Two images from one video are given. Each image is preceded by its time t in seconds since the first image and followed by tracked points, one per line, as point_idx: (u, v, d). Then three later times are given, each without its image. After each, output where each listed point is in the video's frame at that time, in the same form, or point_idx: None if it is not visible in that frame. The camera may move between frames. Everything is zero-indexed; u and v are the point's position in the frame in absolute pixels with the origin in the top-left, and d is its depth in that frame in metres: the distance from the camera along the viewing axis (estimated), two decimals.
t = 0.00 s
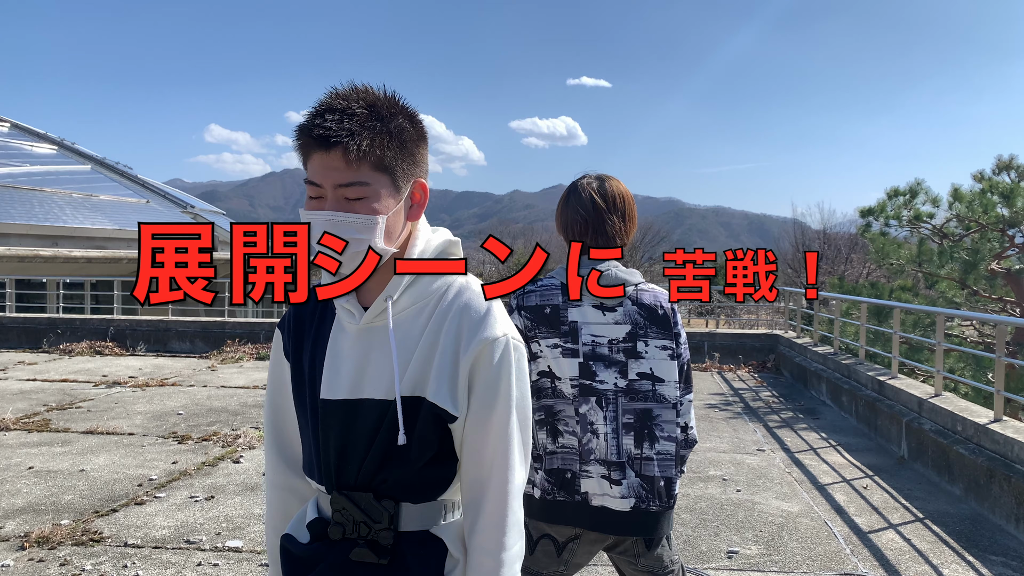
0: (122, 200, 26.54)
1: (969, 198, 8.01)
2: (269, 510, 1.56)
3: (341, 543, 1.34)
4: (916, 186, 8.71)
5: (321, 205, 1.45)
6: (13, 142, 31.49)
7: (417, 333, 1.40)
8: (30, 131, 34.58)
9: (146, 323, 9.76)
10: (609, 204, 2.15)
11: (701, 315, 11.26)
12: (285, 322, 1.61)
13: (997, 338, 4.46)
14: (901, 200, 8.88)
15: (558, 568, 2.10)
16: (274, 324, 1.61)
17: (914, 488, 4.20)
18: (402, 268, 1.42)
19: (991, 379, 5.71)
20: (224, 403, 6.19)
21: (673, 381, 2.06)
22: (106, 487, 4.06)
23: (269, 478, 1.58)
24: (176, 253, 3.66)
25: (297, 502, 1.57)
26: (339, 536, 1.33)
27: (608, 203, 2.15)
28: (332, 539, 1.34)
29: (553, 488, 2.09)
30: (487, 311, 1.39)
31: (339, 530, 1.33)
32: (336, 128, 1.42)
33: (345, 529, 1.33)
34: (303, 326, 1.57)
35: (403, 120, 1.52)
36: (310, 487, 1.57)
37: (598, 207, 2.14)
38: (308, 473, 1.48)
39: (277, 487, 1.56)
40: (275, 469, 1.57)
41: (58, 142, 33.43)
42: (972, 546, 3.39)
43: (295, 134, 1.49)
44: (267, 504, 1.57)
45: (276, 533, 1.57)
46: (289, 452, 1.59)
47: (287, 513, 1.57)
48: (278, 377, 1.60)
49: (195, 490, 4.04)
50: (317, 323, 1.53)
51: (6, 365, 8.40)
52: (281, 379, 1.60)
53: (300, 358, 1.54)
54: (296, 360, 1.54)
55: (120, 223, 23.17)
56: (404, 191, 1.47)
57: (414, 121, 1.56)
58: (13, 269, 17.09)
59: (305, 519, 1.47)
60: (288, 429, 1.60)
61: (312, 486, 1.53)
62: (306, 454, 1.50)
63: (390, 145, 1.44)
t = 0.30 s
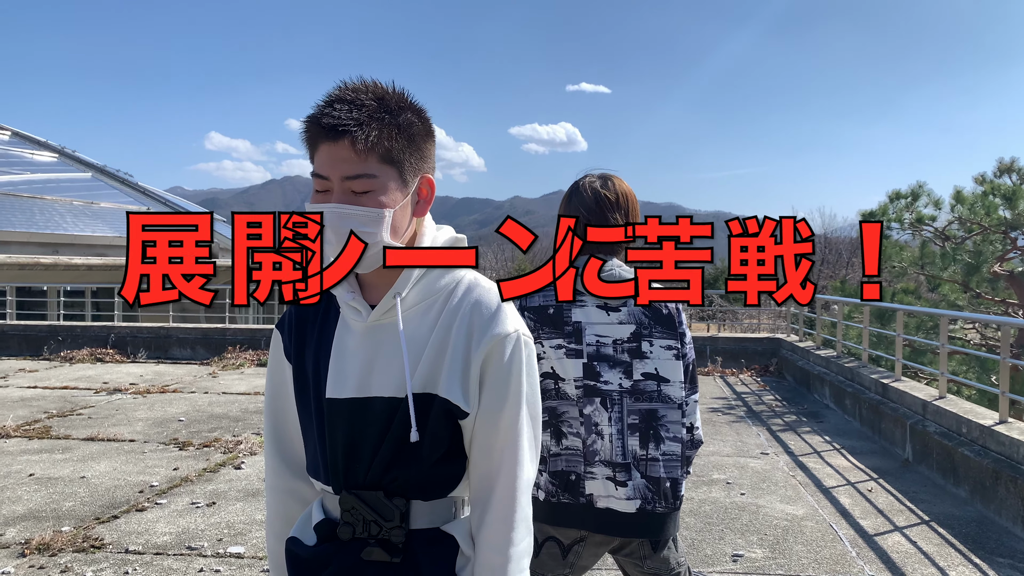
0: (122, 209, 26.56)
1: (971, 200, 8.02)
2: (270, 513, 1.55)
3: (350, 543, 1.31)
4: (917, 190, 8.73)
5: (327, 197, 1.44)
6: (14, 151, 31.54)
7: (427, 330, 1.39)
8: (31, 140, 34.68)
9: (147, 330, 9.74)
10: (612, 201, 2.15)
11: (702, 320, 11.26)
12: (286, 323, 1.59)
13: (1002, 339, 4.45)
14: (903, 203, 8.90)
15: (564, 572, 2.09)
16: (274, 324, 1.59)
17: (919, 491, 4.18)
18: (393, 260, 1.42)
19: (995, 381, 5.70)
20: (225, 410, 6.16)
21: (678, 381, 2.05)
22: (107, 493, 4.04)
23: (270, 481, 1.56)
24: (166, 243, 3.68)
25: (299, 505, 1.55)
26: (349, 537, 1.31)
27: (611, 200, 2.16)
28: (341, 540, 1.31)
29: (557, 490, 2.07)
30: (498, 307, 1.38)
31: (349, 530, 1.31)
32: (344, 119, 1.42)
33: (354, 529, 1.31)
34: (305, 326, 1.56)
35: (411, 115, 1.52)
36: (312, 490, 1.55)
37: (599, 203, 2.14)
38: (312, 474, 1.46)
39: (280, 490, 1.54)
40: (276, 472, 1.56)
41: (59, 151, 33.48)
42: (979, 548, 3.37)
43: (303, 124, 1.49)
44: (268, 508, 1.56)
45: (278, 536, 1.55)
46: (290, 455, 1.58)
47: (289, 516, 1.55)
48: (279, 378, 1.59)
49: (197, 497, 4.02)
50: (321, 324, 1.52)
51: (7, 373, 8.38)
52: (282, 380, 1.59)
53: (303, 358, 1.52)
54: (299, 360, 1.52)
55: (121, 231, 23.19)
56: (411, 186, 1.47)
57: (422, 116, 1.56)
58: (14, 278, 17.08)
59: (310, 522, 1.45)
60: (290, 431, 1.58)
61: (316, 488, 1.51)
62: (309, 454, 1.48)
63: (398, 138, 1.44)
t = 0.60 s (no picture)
0: (110, 210, 26.37)
1: (958, 207, 8.10)
2: (261, 516, 1.53)
3: (345, 545, 1.31)
4: (905, 196, 8.81)
5: (319, 196, 1.44)
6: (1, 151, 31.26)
7: (423, 334, 1.39)
8: (18, 140, 34.37)
9: (134, 332, 9.66)
10: (604, 205, 2.15)
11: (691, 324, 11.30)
12: (275, 325, 1.57)
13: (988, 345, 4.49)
14: (890, 210, 8.97)
15: None
16: (264, 326, 1.57)
17: (906, 496, 4.20)
18: (402, 269, 1.43)
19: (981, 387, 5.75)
20: (212, 413, 6.12)
21: (669, 385, 2.05)
22: (92, 497, 3.99)
23: (260, 483, 1.54)
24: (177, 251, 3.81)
25: (289, 507, 1.55)
26: (344, 538, 1.31)
27: (602, 204, 2.16)
28: (336, 541, 1.31)
29: (546, 495, 2.07)
30: (494, 312, 1.38)
31: (344, 532, 1.30)
32: (339, 118, 1.42)
33: (349, 531, 1.30)
34: (296, 328, 1.54)
35: (406, 117, 1.52)
36: (303, 492, 1.55)
37: (591, 209, 2.14)
38: (305, 476, 1.45)
39: (270, 492, 1.53)
40: (265, 474, 1.54)
41: (47, 151, 33.21)
42: (965, 553, 3.39)
43: (296, 124, 1.49)
44: (257, 510, 1.54)
45: (269, 538, 1.54)
46: (279, 456, 1.56)
47: (279, 518, 1.54)
48: (268, 380, 1.56)
49: (183, 500, 3.99)
50: (313, 328, 1.51)
51: None
52: (271, 382, 1.57)
53: (295, 361, 1.51)
54: (290, 363, 1.50)
55: (109, 232, 23.01)
56: (404, 188, 1.47)
57: (417, 118, 1.56)
58: None
59: (303, 523, 1.44)
60: (280, 433, 1.57)
61: (307, 490, 1.50)
62: (301, 457, 1.47)
63: (393, 139, 1.43)
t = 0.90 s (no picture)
0: (107, 208, 26.31)
1: (955, 209, 8.11)
2: (262, 516, 1.53)
3: (344, 545, 1.31)
4: (902, 198, 8.82)
5: (318, 199, 1.44)
6: None
7: (423, 335, 1.39)
8: (15, 137, 34.28)
9: (131, 331, 9.64)
10: (602, 207, 2.15)
11: (688, 325, 11.31)
12: (277, 326, 1.57)
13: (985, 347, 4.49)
14: (888, 212, 8.98)
15: None
16: (268, 326, 1.57)
17: (903, 498, 4.21)
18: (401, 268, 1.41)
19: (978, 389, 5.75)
20: (209, 412, 6.11)
21: (667, 387, 2.05)
22: (87, 496, 3.98)
23: (262, 483, 1.54)
24: (177, 251, 3.81)
25: (291, 507, 1.54)
26: (342, 538, 1.30)
27: (600, 205, 2.16)
28: (335, 541, 1.31)
29: (544, 496, 2.07)
30: (493, 313, 1.37)
31: (343, 532, 1.30)
32: (337, 122, 1.42)
33: (348, 531, 1.30)
34: (299, 329, 1.54)
35: (405, 120, 1.52)
36: (305, 492, 1.54)
37: (591, 211, 2.15)
38: (306, 476, 1.44)
39: (273, 492, 1.53)
40: (267, 474, 1.54)
41: (44, 150, 33.16)
42: (961, 555, 3.40)
43: (295, 127, 1.49)
44: (260, 509, 1.54)
45: (270, 537, 1.54)
46: (282, 457, 1.56)
47: (281, 518, 1.54)
48: (271, 380, 1.56)
49: (179, 499, 3.98)
50: (315, 329, 1.50)
51: None
52: (274, 382, 1.56)
53: (297, 360, 1.50)
54: (292, 363, 1.50)
55: (106, 230, 22.96)
56: (404, 190, 1.46)
57: (416, 121, 1.56)
58: None
59: (304, 523, 1.44)
60: (282, 433, 1.56)
61: (308, 489, 1.50)
62: (303, 457, 1.46)
63: (391, 142, 1.43)
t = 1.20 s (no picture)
0: (104, 205, 26.26)
1: (952, 209, 8.13)
2: (260, 515, 1.52)
3: (339, 545, 1.31)
4: (899, 198, 8.84)
5: (316, 195, 1.44)
6: None
7: (419, 334, 1.38)
8: (11, 135, 34.19)
9: (127, 329, 9.62)
10: (600, 206, 2.16)
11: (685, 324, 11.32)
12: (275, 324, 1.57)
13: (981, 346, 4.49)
14: (885, 211, 9.00)
15: None
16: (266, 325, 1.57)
17: (899, 497, 4.22)
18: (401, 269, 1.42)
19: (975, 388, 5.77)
20: (206, 410, 6.10)
21: (664, 386, 2.05)
22: (84, 494, 3.97)
23: (260, 482, 1.53)
24: (177, 251, 3.80)
25: (289, 507, 1.54)
26: (337, 538, 1.30)
27: (598, 204, 2.16)
28: (331, 541, 1.30)
29: (542, 495, 2.07)
30: (490, 312, 1.36)
31: (338, 532, 1.30)
32: (336, 118, 1.42)
33: (343, 531, 1.30)
34: (297, 327, 1.53)
35: (405, 118, 1.51)
36: (302, 491, 1.54)
37: (589, 210, 2.15)
38: (303, 476, 1.44)
39: (271, 491, 1.52)
40: (265, 473, 1.53)
41: (40, 147, 33.06)
42: (957, 554, 3.40)
43: (295, 123, 1.49)
44: (257, 509, 1.53)
45: (268, 537, 1.53)
46: (281, 456, 1.56)
47: (280, 517, 1.53)
48: (268, 379, 1.56)
49: (175, 498, 3.97)
50: (312, 328, 1.50)
51: None
52: (271, 381, 1.56)
53: (294, 359, 1.50)
54: (290, 360, 1.50)
55: (103, 228, 22.92)
56: (401, 189, 1.46)
57: (416, 120, 1.55)
58: None
59: (300, 523, 1.44)
60: (281, 432, 1.56)
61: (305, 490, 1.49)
62: (301, 456, 1.46)
63: (390, 141, 1.42)
